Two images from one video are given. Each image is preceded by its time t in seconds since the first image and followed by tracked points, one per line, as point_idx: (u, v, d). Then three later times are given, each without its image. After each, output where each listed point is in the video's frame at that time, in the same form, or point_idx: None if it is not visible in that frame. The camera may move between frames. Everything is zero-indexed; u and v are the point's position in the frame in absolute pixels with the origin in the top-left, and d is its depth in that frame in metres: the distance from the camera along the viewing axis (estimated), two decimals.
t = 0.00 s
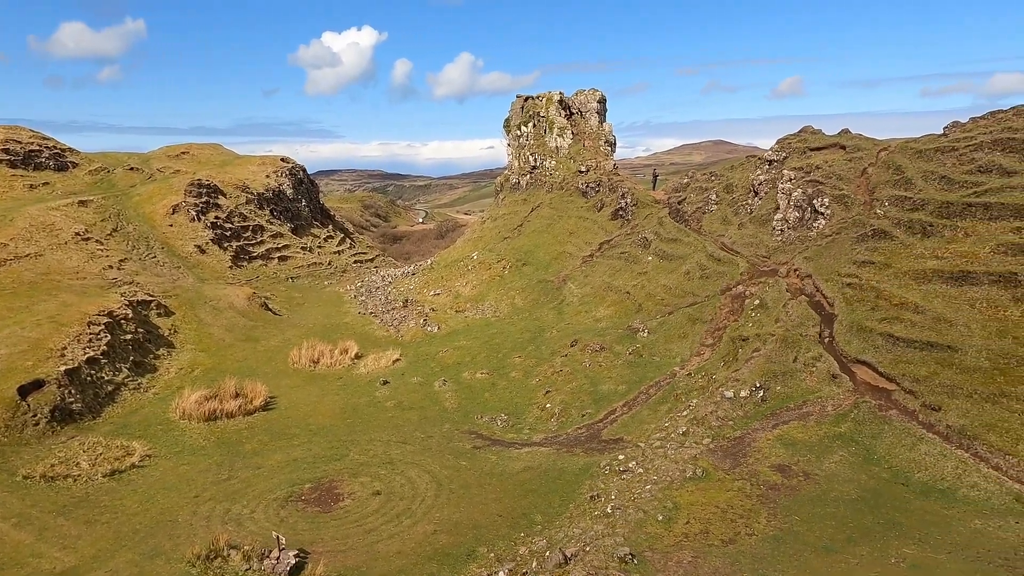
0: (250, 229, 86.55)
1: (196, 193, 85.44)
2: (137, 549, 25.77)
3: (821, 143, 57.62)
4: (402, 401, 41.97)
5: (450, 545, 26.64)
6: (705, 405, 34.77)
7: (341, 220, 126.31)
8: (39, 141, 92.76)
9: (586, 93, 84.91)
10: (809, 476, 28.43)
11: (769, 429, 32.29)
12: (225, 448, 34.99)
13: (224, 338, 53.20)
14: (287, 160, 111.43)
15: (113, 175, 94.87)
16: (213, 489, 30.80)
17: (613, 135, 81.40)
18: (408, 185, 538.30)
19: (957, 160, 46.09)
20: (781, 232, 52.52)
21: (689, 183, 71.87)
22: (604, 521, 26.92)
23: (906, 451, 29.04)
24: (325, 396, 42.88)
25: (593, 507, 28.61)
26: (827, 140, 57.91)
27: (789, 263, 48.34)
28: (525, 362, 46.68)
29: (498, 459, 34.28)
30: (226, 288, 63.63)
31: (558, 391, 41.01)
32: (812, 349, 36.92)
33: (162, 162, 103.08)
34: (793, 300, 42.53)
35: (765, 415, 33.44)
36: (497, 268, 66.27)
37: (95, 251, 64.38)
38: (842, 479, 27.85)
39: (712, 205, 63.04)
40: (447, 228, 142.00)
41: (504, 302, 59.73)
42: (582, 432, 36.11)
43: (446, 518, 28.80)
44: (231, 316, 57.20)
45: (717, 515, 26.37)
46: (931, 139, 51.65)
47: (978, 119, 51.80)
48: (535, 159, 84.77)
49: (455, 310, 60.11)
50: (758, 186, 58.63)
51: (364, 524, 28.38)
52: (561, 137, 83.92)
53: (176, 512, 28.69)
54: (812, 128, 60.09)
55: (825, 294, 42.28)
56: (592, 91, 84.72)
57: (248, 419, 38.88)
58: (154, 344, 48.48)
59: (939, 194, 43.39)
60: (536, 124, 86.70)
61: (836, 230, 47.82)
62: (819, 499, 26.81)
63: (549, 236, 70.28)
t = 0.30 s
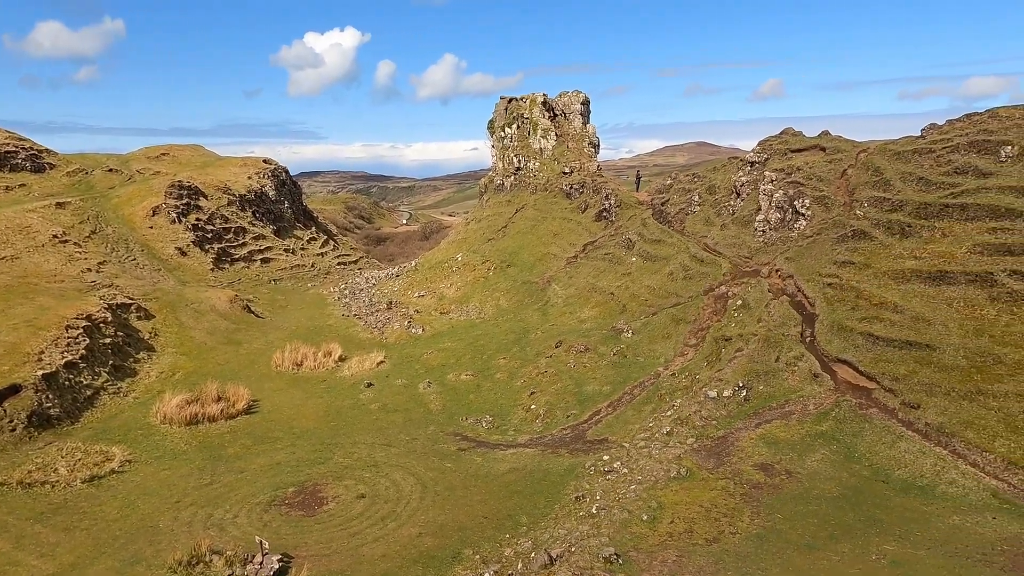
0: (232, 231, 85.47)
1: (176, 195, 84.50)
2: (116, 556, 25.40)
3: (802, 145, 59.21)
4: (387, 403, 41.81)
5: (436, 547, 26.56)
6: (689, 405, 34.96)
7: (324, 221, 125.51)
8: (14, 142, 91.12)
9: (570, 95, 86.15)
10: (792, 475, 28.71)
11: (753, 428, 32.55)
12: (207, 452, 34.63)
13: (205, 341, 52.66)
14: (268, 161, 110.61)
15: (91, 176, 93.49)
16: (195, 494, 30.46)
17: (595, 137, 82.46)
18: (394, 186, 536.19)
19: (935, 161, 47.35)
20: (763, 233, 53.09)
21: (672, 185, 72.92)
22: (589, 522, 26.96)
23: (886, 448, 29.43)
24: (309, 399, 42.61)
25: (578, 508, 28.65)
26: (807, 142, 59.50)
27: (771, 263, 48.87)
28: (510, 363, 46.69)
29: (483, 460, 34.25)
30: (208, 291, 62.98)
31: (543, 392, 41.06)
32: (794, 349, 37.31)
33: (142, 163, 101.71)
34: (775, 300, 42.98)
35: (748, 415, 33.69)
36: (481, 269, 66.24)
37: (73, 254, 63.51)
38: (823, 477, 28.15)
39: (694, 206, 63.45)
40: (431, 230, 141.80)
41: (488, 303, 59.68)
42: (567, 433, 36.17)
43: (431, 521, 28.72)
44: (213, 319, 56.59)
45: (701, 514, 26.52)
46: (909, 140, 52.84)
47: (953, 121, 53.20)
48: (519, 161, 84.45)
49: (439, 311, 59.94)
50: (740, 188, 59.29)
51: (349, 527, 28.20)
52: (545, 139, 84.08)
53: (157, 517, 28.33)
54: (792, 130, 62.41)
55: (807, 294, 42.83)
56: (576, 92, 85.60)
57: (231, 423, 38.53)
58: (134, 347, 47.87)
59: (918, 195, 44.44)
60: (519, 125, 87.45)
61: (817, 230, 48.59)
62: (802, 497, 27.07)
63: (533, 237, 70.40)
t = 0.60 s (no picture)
0: (208, 234, 84.18)
1: (151, 197, 83.18)
2: (90, 565, 24.88)
3: (778, 147, 60.65)
4: (367, 407, 41.58)
5: (416, 551, 26.43)
6: (668, 405, 35.17)
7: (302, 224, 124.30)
8: None
9: (549, 98, 85.50)
10: (769, 473, 29.03)
11: (731, 427, 32.86)
12: (182, 458, 34.13)
13: (181, 345, 51.90)
14: (245, 163, 109.22)
15: (63, 178, 91.55)
16: (171, 501, 29.99)
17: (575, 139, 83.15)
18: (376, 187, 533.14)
19: (906, 163, 48.76)
20: (740, 234, 53.79)
21: (651, 187, 74.62)
22: (570, 522, 27.01)
23: (861, 446, 29.90)
24: (287, 403, 42.21)
25: (559, 509, 28.68)
26: (783, 145, 60.93)
27: (748, 264, 49.53)
28: (490, 365, 46.64)
29: (464, 463, 34.18)
30: (183, 294, 62.03)
31: (523, 394, 41.09)
32: (771, 348, 37.77)
33: (115, 164, 99.78)
34: (753, 301, 43.50)
35: (727, 414, 33.99)
36: (461, 271, 66.12)
37: (44, 258, 62.31)
38: (800, 475, 28.52)
39: (673, 208, 64.59)
40: (411, 232, 141.30)
41: (468, 305, 59.57)
42: (547, 435, 36.23)
43: (411, 524, 28.58)
44: (189, 323, 55.76)
45: (681, 513, 26.71)
46: (881, 143, 54.21)
47: (924, 124, 54.60)
48: (499, 163, 84.39)
49: (419, 314, 59.69)
50: (718, 189, 60.08)
51: (328, 532, 27.97)
52: (525, 141, 83.90)
53: (132, 525, 27.85)
54: (768, 132, 63.46)
55: (783, 294, 43.46)
56: (555, 95, 85.21)
57: (207, 428, 38.04)
58: (107, 352, 47.00)
59: (890, 196, 45.67)
60: (499, 127, 86.40)
61: (793, 231, 49.48)
62: (780, 495, 27.38)
63: (513, 239, 70.46)
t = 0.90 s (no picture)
0: (188, 236, 83.22)
1: (129, 199, 82.15)
2: (66, 573, 24.45)
3: (758, 149, 61.29)
4: (350, 409, 41.35)
5: (400, 554, 26.31)
6: (651, 405, 35.35)
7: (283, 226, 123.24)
8: None
9: (532, 99, 86.41)
10: (751, 472, 29.29)
11: (714, 427, 33.10)
12: (162, 463, 33.74)
13: (160, 348, 51.30)
14: (225, 164, 108.08)
15: (38, 180, 89.95)
16: (151, 507, 29.60)
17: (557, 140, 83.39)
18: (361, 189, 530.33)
19: (884, 164, 49.60)
20: (721, 235, 54.41)
21: (633, 188, 75.16)
22: (554, 523, 27.05)
23: (842, 444, 30.26)
24: (269, 406, 41.86)
25: (543, 510, 28.72)
26: (763, 146, 61.59)
27: (729, 265, 50.05)
28: (474, 367, 46.60)
29: (448, 465, 34.10)
30: (162, 297, 61.28)
31: (507, 395, 41.09)
32: (752, 348, 38.13)
33: (92, 165, 98.20)
34: (734, 301, 43.92)
35: (710, 414, 34.22)
36: (445, 273, 65.99)
37: (19, 261, 61.29)
38: (781, 473, 28.84)
39: (655, 209, 65.28)
40: (394, 234, 140.77)
41: (452, 307, 59.45)
42: (531, 436, 36.26)
43: (395, 527, 28.44)
44: (168, 326, 55.10)
45: (664, 513, 26.84)
46: (859, 145, 55.04)
47: (901, 126, 55.50)
48: (481, 164, 84.42)
49: (402, 316, 59.48)
50: (699, 191, 60.81)
51: (311, 536, 27.76)
52: (508, 142, 83.88)
53: (111, 532, 27.46)
54: (748, 134, 64.16)
55: (764, 294, 43.93)
56: (538, 96, 85.95)
57: (188, 432, 37.61)
58: (85, 356, 46.29)
59: (868, 198, 46.41)
60: (482, 129, 86.61)
61: (773, 232, 50.08)
62: (761, 494, 27.63)
63: (496, 240, 70.45)
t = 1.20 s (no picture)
0: (161, 239, 82.05)
1: (100, 201, 80.70)
2: None
3: (733, 151, 62.09)
4: (328, 413, 41.01)
5: (379, 558, 26.12)
6: (630, 406, 35.56)
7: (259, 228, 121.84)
8: None
9: (510, 101, 86.16)
10: (728, 470, 29.60)
11: (692, 426, 33.39)
12: (135, 470, 33.17)
13: (133, 353, 50.41)
14: (199, 166, 106.57)
15: (6, 181, 87.77)
16: (124, 514, 29.07)
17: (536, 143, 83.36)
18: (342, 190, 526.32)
19: (856, 166, 50.63)
20: (698, 236, 55.20)
21: (612, 190, 75.76)
22: (534, 525, 27.07)
23: (816, 442, 30.70)
24: (245, 411, 41.37)
25: (523, 511, 28.74)
26: (738, 148, 62.43)
27: (706, 266, 50.66)
28: (453, 369, 46.49)
29: (427, 468, 33.98)
30: (135, 301, 60.21)
31: (486, 397, 41.06)
32: (729, 348, 38.56)
33: (62, 166, 96.09)
34: (711, 301, 44.39)
35: (687, 414, 34.52)
36: (423, 275, 65.79)
37: None
38: (757, 471, 29.18)
39: (633, 211, 66.57)
40: (371, 236, 139.94)
41: (431, 309, 59.27)
42: (511, 438, 36.27)
43: (374, 531, 28.24)
44: (141, 330, 54.16)
45: (643, 512, 27.00)
46: (832, 147, 56.03)
47: (872, 128, 56.53)
48: (460, 166, 84.15)
49: (381, 318, 59.18)
50: (676, 193, 62.06)
51: (289, 541, 27.47)
52: (486, 144, 83.83)
53: (83, 541, 26.93)
54: (724, 136, 64.95)
55: (740, 294, 44.47)
56: (516, 98, 85.82)
57: (161, 438, 37.03)
58: (55, 362, 45.27)
59: (841, 199, 47.26)
60: (459, 130, 85.87)
61: (749, 233, 50.80)
62: (738, 492, 27.93)
63: (475, 242, 70.38)
